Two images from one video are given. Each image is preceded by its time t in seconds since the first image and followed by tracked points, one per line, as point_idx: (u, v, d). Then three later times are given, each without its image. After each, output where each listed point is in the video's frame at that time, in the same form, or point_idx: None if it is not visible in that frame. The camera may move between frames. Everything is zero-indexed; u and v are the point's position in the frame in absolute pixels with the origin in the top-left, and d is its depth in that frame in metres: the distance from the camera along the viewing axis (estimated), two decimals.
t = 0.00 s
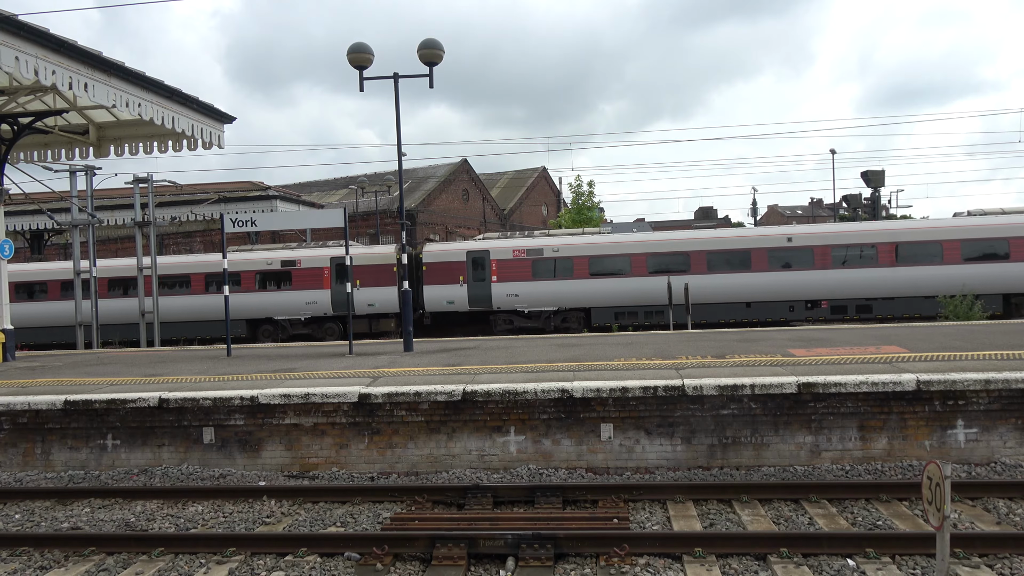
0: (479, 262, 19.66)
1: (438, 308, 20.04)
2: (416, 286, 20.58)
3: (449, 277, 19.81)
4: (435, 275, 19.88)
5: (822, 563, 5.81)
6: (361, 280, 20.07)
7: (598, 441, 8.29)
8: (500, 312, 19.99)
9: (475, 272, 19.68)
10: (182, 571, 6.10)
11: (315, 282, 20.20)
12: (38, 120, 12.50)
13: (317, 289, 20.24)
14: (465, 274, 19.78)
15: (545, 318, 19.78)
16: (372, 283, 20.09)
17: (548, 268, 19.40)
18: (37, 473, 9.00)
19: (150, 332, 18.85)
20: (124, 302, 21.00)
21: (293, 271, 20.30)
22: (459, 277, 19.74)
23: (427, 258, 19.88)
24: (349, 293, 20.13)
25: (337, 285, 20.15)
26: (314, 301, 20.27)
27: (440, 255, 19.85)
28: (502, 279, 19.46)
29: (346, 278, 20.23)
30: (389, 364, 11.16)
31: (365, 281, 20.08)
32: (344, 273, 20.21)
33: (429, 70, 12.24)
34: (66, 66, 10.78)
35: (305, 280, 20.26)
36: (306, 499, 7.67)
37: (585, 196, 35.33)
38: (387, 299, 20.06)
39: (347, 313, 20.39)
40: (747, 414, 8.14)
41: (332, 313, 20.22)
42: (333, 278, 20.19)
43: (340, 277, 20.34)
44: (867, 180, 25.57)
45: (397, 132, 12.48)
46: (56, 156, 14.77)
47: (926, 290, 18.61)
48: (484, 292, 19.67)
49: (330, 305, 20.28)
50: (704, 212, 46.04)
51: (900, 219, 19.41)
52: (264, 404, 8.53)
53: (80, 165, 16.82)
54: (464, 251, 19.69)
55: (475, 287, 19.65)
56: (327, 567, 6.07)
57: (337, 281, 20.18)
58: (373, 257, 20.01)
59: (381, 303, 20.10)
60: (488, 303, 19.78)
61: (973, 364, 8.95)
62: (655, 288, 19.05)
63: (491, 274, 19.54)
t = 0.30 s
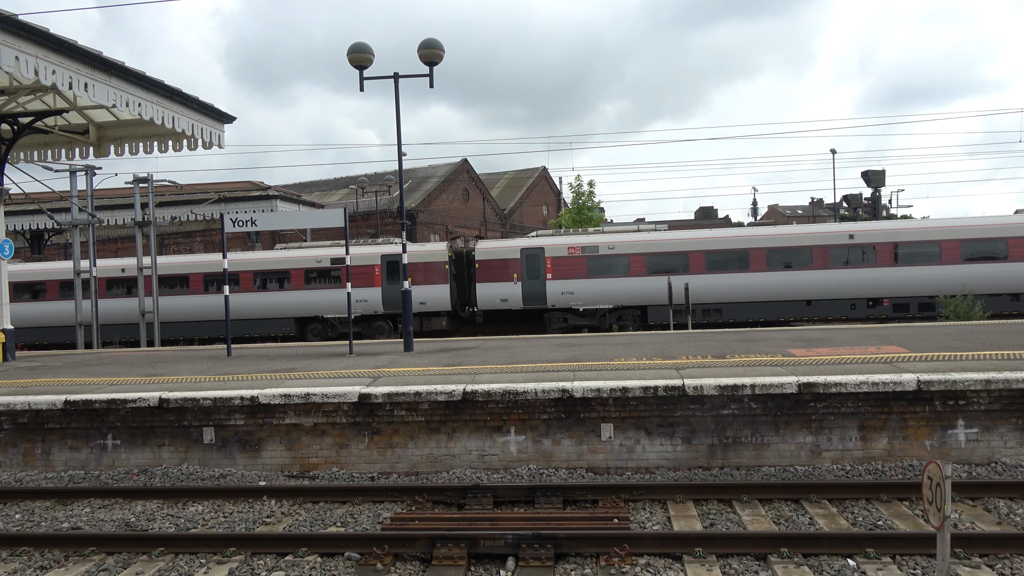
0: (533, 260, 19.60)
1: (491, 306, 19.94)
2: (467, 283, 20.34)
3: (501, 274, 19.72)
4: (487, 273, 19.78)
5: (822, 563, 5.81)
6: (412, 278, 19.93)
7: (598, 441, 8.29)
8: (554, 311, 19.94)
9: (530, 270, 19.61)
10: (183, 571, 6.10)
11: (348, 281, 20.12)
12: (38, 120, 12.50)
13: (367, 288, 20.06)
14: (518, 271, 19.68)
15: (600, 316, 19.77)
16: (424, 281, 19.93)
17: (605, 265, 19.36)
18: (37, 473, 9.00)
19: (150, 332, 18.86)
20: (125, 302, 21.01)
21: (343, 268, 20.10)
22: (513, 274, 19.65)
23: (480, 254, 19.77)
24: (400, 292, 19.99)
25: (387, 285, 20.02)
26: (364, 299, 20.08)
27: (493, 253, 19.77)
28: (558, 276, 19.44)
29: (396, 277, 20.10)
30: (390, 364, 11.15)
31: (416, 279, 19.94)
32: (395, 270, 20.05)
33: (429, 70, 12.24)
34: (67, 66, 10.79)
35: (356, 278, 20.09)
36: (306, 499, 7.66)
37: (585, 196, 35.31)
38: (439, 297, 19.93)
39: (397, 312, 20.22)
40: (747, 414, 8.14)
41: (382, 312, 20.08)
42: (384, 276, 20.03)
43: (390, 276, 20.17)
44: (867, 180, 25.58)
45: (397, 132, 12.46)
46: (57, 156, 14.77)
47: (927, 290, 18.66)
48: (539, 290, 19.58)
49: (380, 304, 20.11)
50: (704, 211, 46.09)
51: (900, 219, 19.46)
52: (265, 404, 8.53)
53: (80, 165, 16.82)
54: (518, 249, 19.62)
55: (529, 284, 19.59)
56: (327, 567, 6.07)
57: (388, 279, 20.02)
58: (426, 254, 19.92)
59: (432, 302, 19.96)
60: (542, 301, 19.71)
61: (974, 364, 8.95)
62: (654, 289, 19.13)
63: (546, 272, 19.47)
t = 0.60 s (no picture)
0: (582, 258, 19.50)
1: (539, 304, 19.81)
2: (515, 282, 20.39)
3: (551, 272, 19.62)
4: (536, 271, 19.66)
5: (822, 563, 5.80)
6: (459, 275, 19.80)
7: (599, 441, 8.28)
8: (602, 309, 19.83)
9: (579, 268, 19.51)
10: (183, 571, 6.10)
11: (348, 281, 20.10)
12: (38, 120, 12.49)
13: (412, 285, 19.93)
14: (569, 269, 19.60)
15: (649, 314, 19.69)
16: (470, 278, 19.79)
17: (658, 263, 19.31)
18: (38, 473, 9.01)
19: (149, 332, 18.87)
20: (125, 302, 21.04)
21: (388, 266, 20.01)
22: (562, 272, 19.55)
23: (528, 252, 19.64)
24: (447, 289, 19.84)
25: (434, 282, 19.85)
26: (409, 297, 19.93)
27: (541, 250, 19.64)
28: (607, 275, 19.35)
29: (443, 275, 19.93)
30: (390, 364, 11.15)
31: (463, 277, 19.79)
32: (441, 268, 19.92)
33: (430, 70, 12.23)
34: (67, 66, 10.79)
35: (400, 276, 19.93)
36: (306, 499, 7.67)
37: (586, 196, 35.28)
38: (486, 294, 19.79)
39: (444, 310, 20.06)
40: (747, 414, 8.13)
41: (428, 310, 19.89)
42: (430, 273, 19.91)
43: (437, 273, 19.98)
44: (868, 180, 25.56)
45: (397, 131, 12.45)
46: (57, 156, 14.78)
47: (928, 289, 18.77)
48: (588, 288, 19.51)
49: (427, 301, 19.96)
50: (704, 211, 46.11)
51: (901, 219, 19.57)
52: (265, 404, 8.53)
53: (81, 165, 16.83)
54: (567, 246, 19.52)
55: (580, 282, 19.48)
56: (328, 567, 6.07)
57: (435, 276, 19.86)
58: (472, 252, 19.74)
59: (481, 299, 19.84)
60: (590, 299, 19.62)
61: (975, 364, 8.94)
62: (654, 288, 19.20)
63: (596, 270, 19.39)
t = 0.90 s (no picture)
0: (638, 255, 19.55)
1: (595, 302, 19.78)
2: (570, 278, 20.32)
3: (608, 270, 19.65)
4: (592, 268, 19.69)
5: (823, 563, 5.80)
6: (514, 274, 19.79)
7: (599, 441, 8.28)
8: (659, 308, 19.78)
9: (634, 266, 19.56)
10: (183, 571, 6.10)
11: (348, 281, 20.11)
12: (39, 120, 12.49)
13: (466, 283, 19.91)
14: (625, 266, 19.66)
15: (709, 313, 19.64)
16: (526, 277, 19.78)
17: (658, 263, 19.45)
18: (38, 473, 9.01)
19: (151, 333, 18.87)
20: (125, 302, 21.06)
21: (442, 264, 19.97)
22: (618, 270, 19.61)
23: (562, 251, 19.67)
24: (502, 287, 19.83)
25: (489, 280, 19.83)
26: (463, 295, 19.88)
27: (599, 249, 19.68)
28: (665, 272, 19.35)
29: (496, 274, 19.91)
30: (390, 364, 11.16)
31: (517, 275, 19.80)
32: (497, 266, 19.89)
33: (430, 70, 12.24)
34: (68, 66, 10.80)
35: (454, 275, 19.94)
36: (306, 499, 7.66)
37: (586, 196, 35.27)
38: (542, 293, 19.76)
39: (498, 309, 20.00)
40: (747, 415, 8.13)
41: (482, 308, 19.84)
42: (485, 271, 19.90)
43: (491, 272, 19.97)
44: (868, 180, 25.56)
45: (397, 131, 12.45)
46: (57, 156, 14.78)
47: (929, 289, 18.86)
48: (644, 285, 19.54)
49: (481, 300, 19.92)
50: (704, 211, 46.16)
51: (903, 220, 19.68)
52: (265, 404, 8.53)
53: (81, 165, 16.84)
54: (625, 244, 19.59)
55: (637, 280, 19.53)
56: (328, 567, 6.07)
57: (491, 274, 19.85)
58: (528, 250, 19.78)
59: (536, 298, 19.83)
60: (647, 298, 19.61)
61: (975, 364, 8.95)
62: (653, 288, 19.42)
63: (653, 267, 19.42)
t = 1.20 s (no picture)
0: (693, 253, 19.53)
1: (647, 301, 19.75)
2: (621, 277, 20.58)
3: (660, 268, 19.58)
4: (645, 266, 19.64)
5: (823, 563, 5.80)
6: (564, 272, 19.76)
7: (599, 441, 8.28)
8: (711, 306, 19.82)
9: (689, 263, 19.50)
10: (183, 571, 6.10)
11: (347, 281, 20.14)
12: (39, 120, 12.49)
13: (515, 281, 19.87)
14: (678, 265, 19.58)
15: (761, 312, 19.73)
16: (577, 275, 19.79)
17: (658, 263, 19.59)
18: (38, 473, 9.01)
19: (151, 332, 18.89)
20: (125, 302, 21.06)
21: (455, 263, 20.05)
22: (671, 268, 19.51)
23: (560, 251, 19.77)
24: (551, 285, 19.77)
25: (537, 278, 19.78)
26: (512, 294, 19.87)
27: (649, 247, 19.65)
28: (719, 270, 19.32)
29: (546, 272, 19.85)
30: (390, 364, 11.17)
31: (567, 272, 19.77)
32: (545, 264, 19.85)
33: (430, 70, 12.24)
34: (68, 66, 10.80)
35: (501, 272, 19.89)
36: (306, 499, 7.67)
37: (586, 196, 35.26)
38: (590, 291, 19.79)
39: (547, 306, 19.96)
40: (747, 415, 8.13)
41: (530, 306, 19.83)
42: (534, 269, 19.85)
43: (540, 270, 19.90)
44: (868, 180, 25.56)
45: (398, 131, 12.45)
46: (57, 156, 14.77)
47: (930, 289, 18.97)
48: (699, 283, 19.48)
49: (531, 297, 19.91)
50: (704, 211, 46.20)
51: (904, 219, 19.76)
52: (265, 404, 8.53)
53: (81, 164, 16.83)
54: (676, 242, 19.54)
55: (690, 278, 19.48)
56: (327, 567, 6.07)
57: (539, 272, 19.81)
58: (577, 248, 19.73)
59: (585, 296, 19.83)
60: (701, 296, 19.59)
61: (975, 364, 8.95)
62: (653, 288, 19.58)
63: (707, 265, 19.37)
